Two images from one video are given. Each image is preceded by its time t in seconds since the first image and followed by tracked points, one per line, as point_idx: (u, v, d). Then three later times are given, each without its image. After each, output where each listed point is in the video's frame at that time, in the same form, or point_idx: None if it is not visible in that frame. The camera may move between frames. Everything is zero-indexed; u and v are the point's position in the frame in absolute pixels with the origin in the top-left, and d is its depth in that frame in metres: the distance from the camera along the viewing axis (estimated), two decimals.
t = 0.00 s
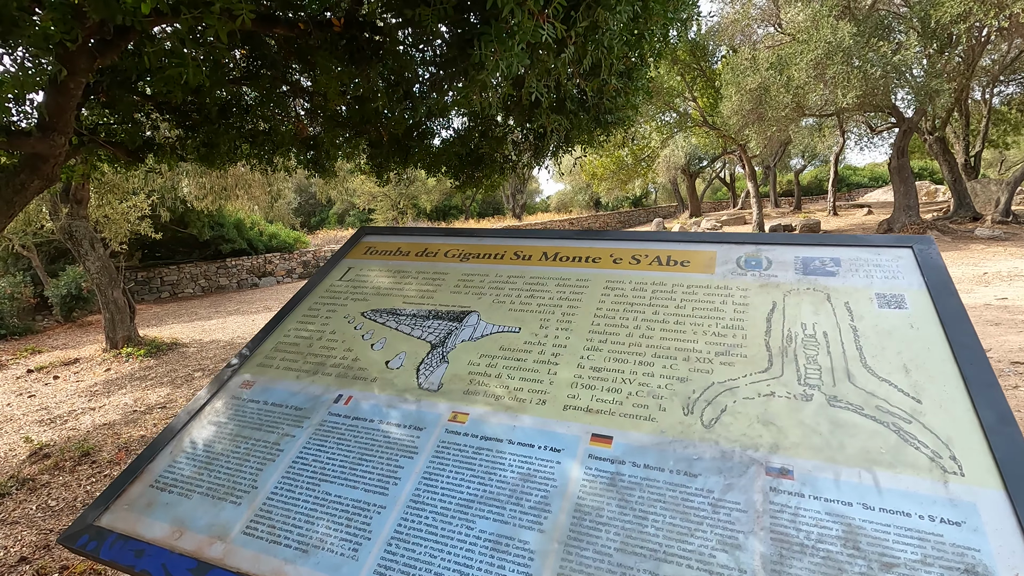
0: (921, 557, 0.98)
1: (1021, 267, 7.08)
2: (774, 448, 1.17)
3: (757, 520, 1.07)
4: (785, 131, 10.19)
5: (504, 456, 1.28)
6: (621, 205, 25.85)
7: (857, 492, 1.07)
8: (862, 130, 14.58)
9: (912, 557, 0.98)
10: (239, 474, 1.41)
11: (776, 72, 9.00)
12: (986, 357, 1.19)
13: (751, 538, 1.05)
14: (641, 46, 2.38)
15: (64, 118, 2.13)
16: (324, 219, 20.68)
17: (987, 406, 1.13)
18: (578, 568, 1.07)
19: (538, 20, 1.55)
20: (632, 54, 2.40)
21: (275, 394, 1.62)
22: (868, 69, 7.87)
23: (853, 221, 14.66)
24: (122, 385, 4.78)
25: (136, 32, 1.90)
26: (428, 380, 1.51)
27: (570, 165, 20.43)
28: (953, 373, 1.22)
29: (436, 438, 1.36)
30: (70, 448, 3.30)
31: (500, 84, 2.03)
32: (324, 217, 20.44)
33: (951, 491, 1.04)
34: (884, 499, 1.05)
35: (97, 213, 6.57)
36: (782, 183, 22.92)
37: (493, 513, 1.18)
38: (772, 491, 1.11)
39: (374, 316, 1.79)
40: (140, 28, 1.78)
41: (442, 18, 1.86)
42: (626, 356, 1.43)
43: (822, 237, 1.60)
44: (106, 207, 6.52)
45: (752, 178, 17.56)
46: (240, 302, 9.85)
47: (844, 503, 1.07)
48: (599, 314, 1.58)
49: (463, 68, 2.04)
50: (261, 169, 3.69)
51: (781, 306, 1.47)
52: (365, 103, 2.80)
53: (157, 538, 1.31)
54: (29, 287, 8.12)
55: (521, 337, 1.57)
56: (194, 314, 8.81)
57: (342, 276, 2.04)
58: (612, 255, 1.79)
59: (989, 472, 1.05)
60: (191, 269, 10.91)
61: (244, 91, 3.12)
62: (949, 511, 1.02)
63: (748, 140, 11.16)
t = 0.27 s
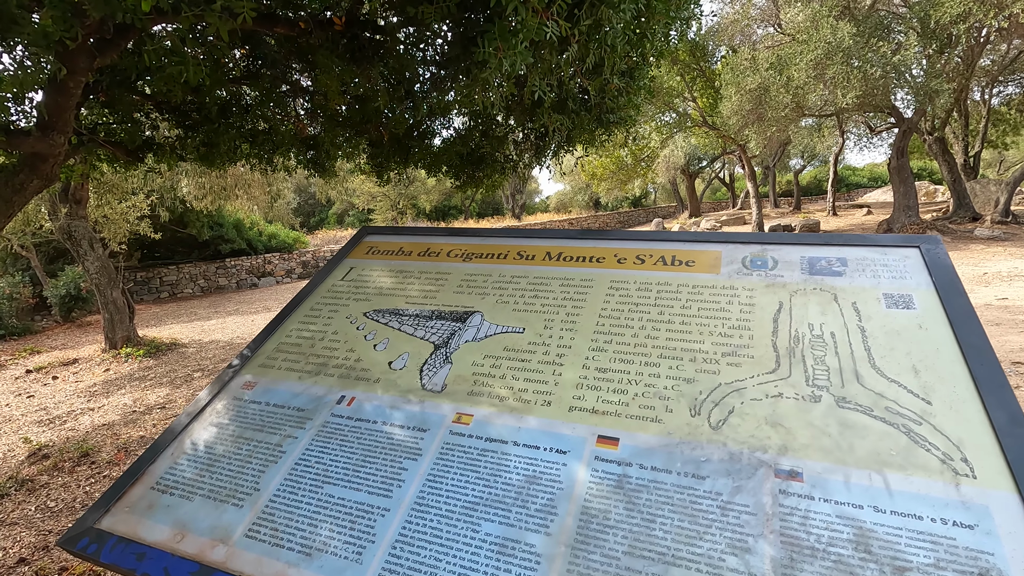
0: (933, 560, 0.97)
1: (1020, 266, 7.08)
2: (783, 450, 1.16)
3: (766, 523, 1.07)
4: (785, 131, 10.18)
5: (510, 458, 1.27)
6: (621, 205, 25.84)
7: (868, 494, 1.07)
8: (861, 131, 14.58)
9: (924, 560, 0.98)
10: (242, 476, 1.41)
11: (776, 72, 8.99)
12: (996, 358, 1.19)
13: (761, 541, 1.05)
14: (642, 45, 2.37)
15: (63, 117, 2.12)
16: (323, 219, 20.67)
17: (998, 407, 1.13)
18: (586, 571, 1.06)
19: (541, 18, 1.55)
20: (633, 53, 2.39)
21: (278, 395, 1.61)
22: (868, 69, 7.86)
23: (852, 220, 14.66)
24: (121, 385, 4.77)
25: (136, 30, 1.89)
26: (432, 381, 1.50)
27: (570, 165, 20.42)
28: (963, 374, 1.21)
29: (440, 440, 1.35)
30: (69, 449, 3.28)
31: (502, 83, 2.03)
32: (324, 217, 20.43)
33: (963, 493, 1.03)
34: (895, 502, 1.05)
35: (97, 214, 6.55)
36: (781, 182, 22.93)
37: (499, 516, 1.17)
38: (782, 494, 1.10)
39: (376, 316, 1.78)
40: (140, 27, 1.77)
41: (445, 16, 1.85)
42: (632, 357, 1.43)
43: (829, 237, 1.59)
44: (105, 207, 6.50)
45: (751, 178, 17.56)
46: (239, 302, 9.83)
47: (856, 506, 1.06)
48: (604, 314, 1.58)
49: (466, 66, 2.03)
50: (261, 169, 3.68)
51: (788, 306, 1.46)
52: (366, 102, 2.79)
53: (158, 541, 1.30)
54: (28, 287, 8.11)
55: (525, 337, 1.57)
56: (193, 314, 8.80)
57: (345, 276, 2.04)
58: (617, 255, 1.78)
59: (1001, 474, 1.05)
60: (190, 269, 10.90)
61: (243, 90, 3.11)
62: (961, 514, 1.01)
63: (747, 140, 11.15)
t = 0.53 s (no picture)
0: (937, 562, 0.97)
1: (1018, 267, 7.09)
2: (784, 451, 1.16)
3: (769, 525, 1.06)
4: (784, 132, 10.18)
5: (511, 459, 1.27)
6: (620, 205, 25.83)
7: (870, 495, 1.06)
8: (859, 131, 14.61)
9: (927, 562, 0.97)
10: (241, 477, 1.40)
11: (775, 72, 8.99)
12: (998, 358, 1.19)
13: (763, 542, 1.04)
14: (641, 45, 2.36)
15: (61, 117, 2.11)
16: (322, 219, 20.64)
17: (1000, 408, 1.13)
18: (587, 573, 1.06)
19: (541, 18, 1.55)
20: (633, 52, 2.38)
21: (277, 396, 1.60)
22: (867, 69, 7.85)
23: (851, 220, 14.67)
24: (119, 385, 4.76)
25: (135, 29, 1.88)
26: (432, 381, 1.50)
27: (569, 165, 20.40)
28: (965, 375, 1.21)
29: (440, 440, 1.35)
30: (66, 449, 3.27)
31: (502, 83, 2.02)
32: (322, 217, 20.40)
33: (966, 494, 1.03)
34: (897, 503, 1.04)
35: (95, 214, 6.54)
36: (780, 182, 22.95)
37: (499, 517, 1.17)
38: (783, 495, 1.10)
39: (376, 317, 1.77)
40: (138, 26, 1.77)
41: (445, 15, 1.85)
42: (633, 357, 1.42)
43: (830, 237, 1.59)
44: (103, 207, 6.48)
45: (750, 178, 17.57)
46: (238, 302, 9.82)
47: (857, 507, 1.06)
48: (605, 314, 1.57)
49: (465, 66, 2.03)
50: (260, 169, 3.67)
51: (789, 306, 1.46)
52: (365, 101, 2.78)
53: (156, 543, 1.30)
54: (26, 287, 8.08)
55: (525, 337, 1.56)
56: (191, 314, 8.79)
57: (344, 276, 2.03)
58: (617, 255, 1.77)
59: (1004, 476, 1.04)
60: (188, 269, 10.87)
61: (242, 90, 3.10)
62: (965, 516, 1.01)
63: (746, 140, 11.15)
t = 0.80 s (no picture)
0: (937, 562, 0.97)
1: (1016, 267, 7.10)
2: (784, 450, 1.15)
3: (768, 525, 1.06)
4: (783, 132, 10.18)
5: (509, 459, 1.26)
6: (619, 205, 25.82)
7: (871, 495, 1.06)
8: (857, 131, 14.63)
9: (927, 562, 0.97)
10: (237, 477, 1.39)
11: (774, 72, 8.98)
12: (998, 358, 1.19)
13: (763, 543, 1.04)
14: (640, 44, 2.35)
15: (57, 116, 2.09)
16: (320, 218, 20.61)
17: (1001, 407, 1.12)
18: (586, 573, 1.05)
19: (540, 17, 1.55)
20: (632, 51, 2.37)
21: (273, 395, 1.60)
22: (866, 70, 7.85)
23: (849, 220, 14.69)
24: (116, 385, 4.74)
25: (132, 27, 1.87)
26: (429, 381, 1.50)
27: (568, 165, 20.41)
28: (966, 374, 1.20)
29: (438, 440, 1.34)
30: (64, 449, 3.26)
31: (501, 82, 2.02)
32: (321, 217, 20.36)
33: (966, 494, 1.03)
34: (898, 503, 1.04)
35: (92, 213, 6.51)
36: (779, 182, 22.96)
37: (498, 517, 1.17)
38: (783, 495, 1.09)
39: (374, 316, 1.76)
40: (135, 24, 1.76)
41: (444, 14, 1.85)
42: (632, 357, 1.42)
43: (829, 236, 1.59)
44: (101, 206, 6.46)
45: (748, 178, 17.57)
46: (236, 302, 9.80)
47: (857, 507, 1.05)
48: (604, 314, 1.57)
49: (464, 65, 2.02)
50: (258, 168, 3.66)
51: (788, 305, 1.45)
52: (364, 100, 2.77)
53: (152, 543, 1.29)
54: (23, 287, 8.05)
55: (524, 336, 1.56)
56: (189, 314, 8.76)
57: (341, 275, 2.02)
58: (616, 254, 1.77)
59: (1004, 476, 1.04)
60: (186, 269, 10.85)
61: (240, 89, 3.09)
62: (965, 516, 1.01)
63: (745, 141, 11.15)
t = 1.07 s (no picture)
0: (932, 561, 0.97)
1: (1013, 267, 7.12)
2: (780, 450, 1.16)
3: (764, 524, 1.06)
4: (781, 132, 10.19)
5: (506, 458, 1.26)
6: (617, 204, 25.82)
7: (867, 495, 1.06)
8: (856, 132, 14.64)
9: (922, 561, 0.97)
10: (235, 476, 1.39)
11: (772, 72, 8.99)
12: (994, 358, 1.19)
13: (759, 542, 1.04)
14: (639, 44, 2.35)
15: (56, 116, 2.09)
16: (319, 218, 20.60)
17: (996, 407, 1.13)
18: (582, 571, 1.06)
19: (538, 16, 1.55)
20: (630, 52, 2.37)
21: (271, 395, 1.60)
22: (864, 70, 7.86)
23: (847, 220, 14.71)
24: (115, 385, 4.74)
25: (132, 28, 1.87)
26: (427, 380, 1.50)
27: (566, 165, 20.41)
28: (961, 374, 1.21)
29: (435, 439, 1.34)
30: (62, 449, 3.26)
31: (500, 82, 2.02)
32: (319, 217, 20.34)
33: (961, 493, 1.04)
34: (893, 502, 1.05)
35: (90, 213, 6.50)
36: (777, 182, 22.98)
37: (493, 517, 1.17)
38: (780, 494, 1.09)
39: (372, 315, 1.77)
40: (134, 24, 1.76)
41: (442, 13, 1.85)
42: (629, 356, 1.42)
43: (827, 236, 1.59)
44: (99, 205, 6.45)
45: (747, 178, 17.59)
46: (234, 301, 9.79)
47: (853, 506, 1.06)
48: (601, 314, 1.57)
49: (462, 65, 2.03)
50: (257, 168, 3.66)
51: (785, 305, 1.46)
52: (362, 100, 2.77)
53: (149, 543, 1.29)
54: (21, 287, 8.04)
55: (521, 336, 1.56)
56: (187, 314, 8.75)
57: (339, 275, 2.03)
58: (613, 253, 1.77)
59: (999, 475, 1.05)
60: (185, 269, 10.83)
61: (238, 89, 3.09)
62: (960, 514, 1.01)
63: (744, 141, 11.16)
